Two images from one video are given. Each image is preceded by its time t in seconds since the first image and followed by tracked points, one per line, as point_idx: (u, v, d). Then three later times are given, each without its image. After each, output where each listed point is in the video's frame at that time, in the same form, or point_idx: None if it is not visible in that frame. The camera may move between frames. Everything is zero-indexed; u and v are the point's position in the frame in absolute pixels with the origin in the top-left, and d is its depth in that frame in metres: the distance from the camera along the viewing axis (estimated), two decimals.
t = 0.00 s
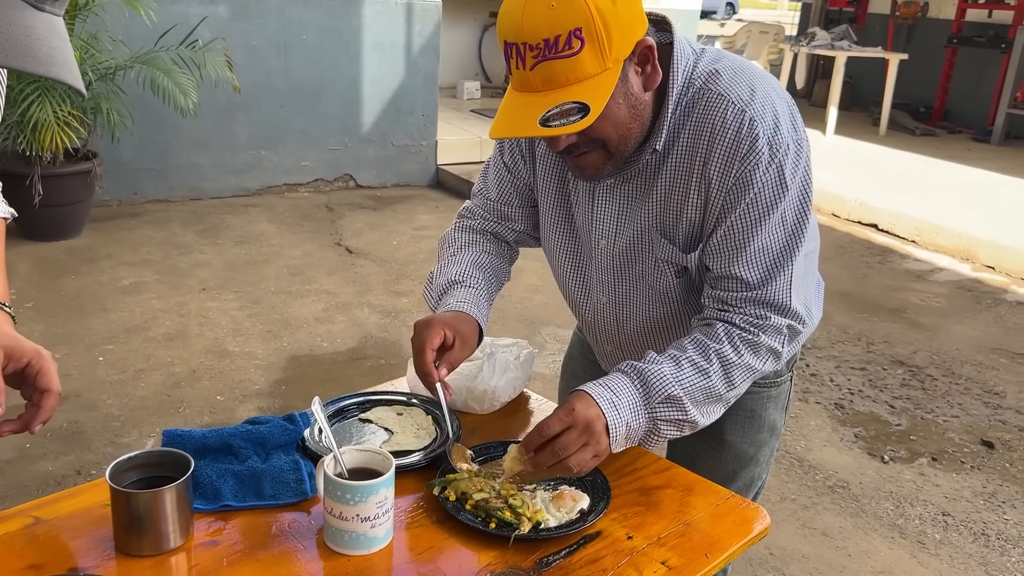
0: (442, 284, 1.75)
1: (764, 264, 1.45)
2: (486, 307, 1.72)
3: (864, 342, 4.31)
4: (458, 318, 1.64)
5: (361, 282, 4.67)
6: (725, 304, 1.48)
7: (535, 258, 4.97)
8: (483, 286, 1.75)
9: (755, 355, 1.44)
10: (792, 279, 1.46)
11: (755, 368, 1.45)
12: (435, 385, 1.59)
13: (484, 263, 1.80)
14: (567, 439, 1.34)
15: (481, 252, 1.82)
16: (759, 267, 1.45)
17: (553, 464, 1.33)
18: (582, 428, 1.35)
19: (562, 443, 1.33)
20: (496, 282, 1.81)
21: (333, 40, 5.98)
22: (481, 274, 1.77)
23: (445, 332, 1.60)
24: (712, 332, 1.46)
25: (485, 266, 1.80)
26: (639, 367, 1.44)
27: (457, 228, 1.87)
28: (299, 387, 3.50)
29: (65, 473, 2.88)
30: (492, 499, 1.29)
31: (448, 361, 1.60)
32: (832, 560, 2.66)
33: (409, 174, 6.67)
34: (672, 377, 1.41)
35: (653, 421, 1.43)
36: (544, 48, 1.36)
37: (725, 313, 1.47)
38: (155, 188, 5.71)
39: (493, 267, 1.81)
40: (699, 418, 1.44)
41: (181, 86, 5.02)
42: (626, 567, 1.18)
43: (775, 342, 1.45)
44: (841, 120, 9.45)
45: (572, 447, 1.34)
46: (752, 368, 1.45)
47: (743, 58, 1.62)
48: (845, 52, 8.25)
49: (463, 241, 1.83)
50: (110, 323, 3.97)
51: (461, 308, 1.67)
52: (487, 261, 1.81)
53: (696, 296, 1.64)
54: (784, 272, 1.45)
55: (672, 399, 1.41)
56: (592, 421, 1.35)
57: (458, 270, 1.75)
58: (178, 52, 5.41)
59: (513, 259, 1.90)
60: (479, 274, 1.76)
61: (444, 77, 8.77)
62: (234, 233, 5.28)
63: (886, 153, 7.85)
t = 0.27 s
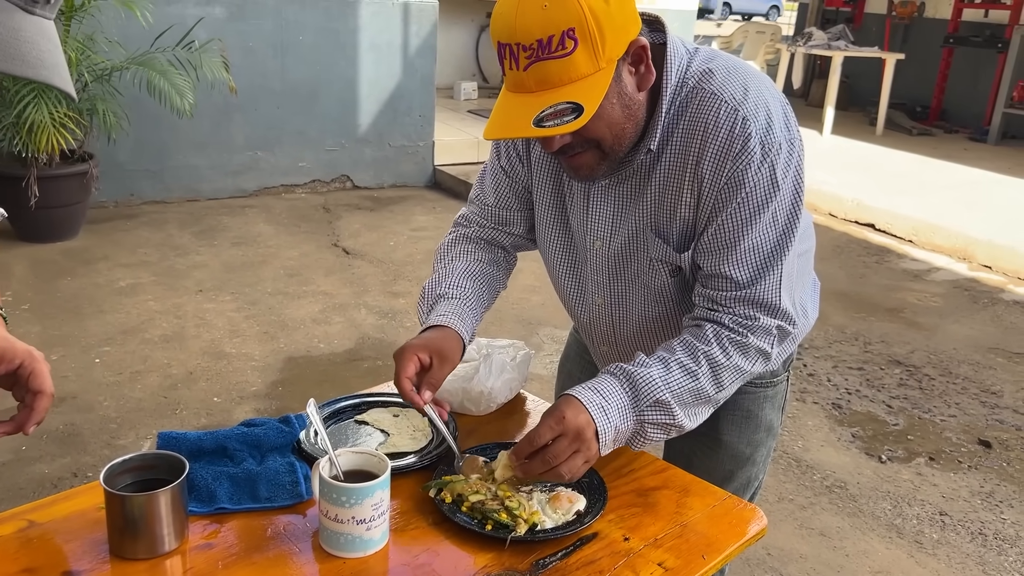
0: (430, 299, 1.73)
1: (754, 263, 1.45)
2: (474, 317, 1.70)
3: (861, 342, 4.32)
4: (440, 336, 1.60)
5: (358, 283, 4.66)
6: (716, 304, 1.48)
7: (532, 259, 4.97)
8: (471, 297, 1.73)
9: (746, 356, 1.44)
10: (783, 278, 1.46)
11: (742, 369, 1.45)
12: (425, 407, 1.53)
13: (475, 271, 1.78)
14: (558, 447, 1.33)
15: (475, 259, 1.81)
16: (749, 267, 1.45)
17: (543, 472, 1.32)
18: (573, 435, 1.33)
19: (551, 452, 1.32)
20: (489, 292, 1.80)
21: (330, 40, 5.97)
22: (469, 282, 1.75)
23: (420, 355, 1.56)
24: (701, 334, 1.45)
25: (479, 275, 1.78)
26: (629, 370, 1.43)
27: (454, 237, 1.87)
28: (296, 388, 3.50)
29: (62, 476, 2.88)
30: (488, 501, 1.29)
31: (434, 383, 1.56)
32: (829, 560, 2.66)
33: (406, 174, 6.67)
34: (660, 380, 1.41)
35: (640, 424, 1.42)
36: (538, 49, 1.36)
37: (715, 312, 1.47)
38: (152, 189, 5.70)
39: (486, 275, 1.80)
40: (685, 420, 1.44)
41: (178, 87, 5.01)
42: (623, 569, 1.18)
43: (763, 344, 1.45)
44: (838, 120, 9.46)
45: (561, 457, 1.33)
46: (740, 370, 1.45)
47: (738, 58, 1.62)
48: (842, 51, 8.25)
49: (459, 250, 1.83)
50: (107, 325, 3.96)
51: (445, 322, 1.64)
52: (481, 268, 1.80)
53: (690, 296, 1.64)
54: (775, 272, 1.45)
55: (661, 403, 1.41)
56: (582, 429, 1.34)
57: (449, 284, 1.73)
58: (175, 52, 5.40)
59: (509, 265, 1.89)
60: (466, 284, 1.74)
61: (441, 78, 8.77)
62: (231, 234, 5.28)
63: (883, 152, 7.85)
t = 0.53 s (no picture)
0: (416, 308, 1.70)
1: (752, 260, 1.44)
2: (460, 325, 1.67)
3: (859, 342, 4.32)
4: (418, 344, 1.56)
5: (355, 283, 4.66)
6: (716, 301, 1.48)
7: (530, 259, 4.97)
8: (459, 303, 1.71)
9: (743, 354, 1.44)
10: (781, 275, 1.46)
11: (747, 366, 1.45)
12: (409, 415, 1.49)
13: (466, 274, 1.77)
14: (563, 446, 1.33)
15: (470, 261, 1.80)
16: (747, 264, 1.45)
17: (541, 462, 1.32)
18: (581, 439, 1.34)
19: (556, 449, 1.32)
20: (483, 297, 1.78)
21: (328, 40, 5.97)
22: (455, 287, 1.73)
23: (394, 367, 1.53)
24: (706, 331, 1.45)
25: (473, 278, 1.77)
26: (638, 373, 1.42)
27: (449, 241, 1.86)
28: (294, 388, 3.50)
29: (59, 476, 2.87)
30: (484, 501, 1.29)
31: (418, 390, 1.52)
32: (827, 559, 2.66)
33: (404, 174, 6.66)
34: (668, 384, 1.41)
35: (637, 425, 1.44)
36: (529, 47, 1.36)
37: (716, 309, 1.47)
38: (149, 189, 5.69)
39: (480, 277, 1.79)
40: (684, 424, 1.46)
41: (175, 87, 5.00)
42: (620, 568, 1.18)
43: (767, 339, 1.45)
44: (836, 119, 9.46)
45: (565, 456, 1.33)
46: (745, 367, 1.45)
47: (730, 55, 1.62)
48: (840, 51, 8.26)
49: (454, 254, 1.82)
50: (104, 325, 3.96)
51: (427, 332, 1.59)
52: (474, 270, 1.79)
53: (687, 294, 1.64)
54: (772, 268, 1.45)
55: (665, 411, 1.42)
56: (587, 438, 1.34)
57: (437, 291, 1.71)
58: (172, 52, 5.40)
59: (508, 266, 1.89)
60: (452, 288, 1.73)
61: (439, 78, 8.77)
62: (229, 234, 5.27)
63: (881, 152, 7.86)
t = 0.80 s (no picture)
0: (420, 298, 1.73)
1: (753, 257, 1.45)
2: (465, 314, 1.70)
3: (857, 341, 4.32)
4: (425, 329, 1.60)
5: (354, 282, 4.66)
6: (717, 299, 1.48)
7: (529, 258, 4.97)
8: (462, 295, 1.73)
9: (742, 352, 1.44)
10: (781, 273, 1.46)
11: (752, 360, 1.45)
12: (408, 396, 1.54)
13: (465, 269, 1.78)
14: (571, 440, 1.33)
15: (467, 255, 1.81)
16: (750, 261, 1.45)
17: (553, 461, 1.33)
18: (588, 430, 1.34)
19: (565, 447, 1.32)
20: (481, 289, 1.79)
21: (326, 40, 5.97)
22: (457, 279, 1.75)
23: (405, 346, 1.56)
24: (709, 326, 1.45)
25: (471, 272, 1.78)
26: (642, 366, 1.42)
27: (446, 233, 1.87)
28: (292, 387, 3.50)
29: (56, 475, 2.87)
30: (481, 498, 1.29)
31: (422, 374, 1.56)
32: (825, 558, 2.66)
33: (402, 173, 6.66)
34: (672, 376, 1.41)
35: (648, 421, 1.43)
36: (528, 44, 1.36)
37: (718, 306, 1.47)
38: (148, 188, 5.69)
39: (479, 272, 1.80)
40: (695, 418, 1.46)
41: (174, 86, 5.00)
42: (616, 566, 1.18)
43: (770, 334, 1.45)
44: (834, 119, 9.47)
45: (574, 449, 1.33)
46: (749, 361, 1.45)
47: (727, 53, 1.62)
48: (839, 50, 8.26)
49: (451, 247, 1.83)
50: (103, 324, 3.95)
51: (434, 319, 1.63)
52: (472, 265, 1.80)
53: (685, 292, 1.64)
54: (773, 266, 1.45)
55: (672, 402, 1.42)
56: (595, 427, 1.34)
57: (438, 281, 1.73)
58: (170, 51, 5.39)
59: (502, 261, 1.89)
60: (455, 280, 1.74)
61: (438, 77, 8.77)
62: (227, 234, 5.27)
63: (879, 151, 7.86)
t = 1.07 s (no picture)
0: (427, 273, 1.75)
1: (757, 257, 1.45)
2: (472, 292, 1.74)
3: (855, 339, 4.33)
4: (445, 299, 1.66)
5: (353, 281, 4.66)
6: (721, 298, 1.48)
7: (528, 257, 4.98)
8: (467, 271, 1.77)
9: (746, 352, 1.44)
10: (785, 273, 1.46)
11: (756, 357, 1.45)
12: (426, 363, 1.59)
13: (469, 252, 1.81)
14: (580, 438, 1.33)
15: (467, 241, 1.82)
16: (754, 261, 1.45)
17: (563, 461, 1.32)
18: (596, 428, 1.34)
19: (575, 445, 1.32)
20: (481, 273, 1.83)
21: (326, 38, 5.97)
22: (463, 259, 1.78)
23: (432, 314, 1.60)
24: (713, 324, 1.46)
25: (473, 256, 1.81)
26: (649, 365, 1.42)
27: (443, 219, 1.87)
28: (291, 386, 3.50)
29: (56, 473, 2.87)
30: (480, 495, 1.29)
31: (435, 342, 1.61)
32: (824, 556, 2.66)
33: (402, 172, 6.66)
34: (678, 374, 1.41)
35: (656, 419, 1.43)
36: (536, 43, 1.36)
37: (722, 305, 1.48)
38: (148, 187, 5.69)
39: (478, 257, 1.82)
40: (702, 413, 1.46)
41: (173, 84, 5.00)
42: (615, 563, 1.18)
43: (774, 332, 1.46)
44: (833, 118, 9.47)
45: (583, 446, 1.33)
46: (753, 358, 1.45)
47: (730, 53, 1.62)
48: (838, 49, 8.27)
49: (449, 230, 1.84)
50: (102, 322, 3.96)
51: (447, 292, 1.68)
52: (473, 250, 1.82)
53: (687, 290, 1.64)
54: (776, 266, 1.46)
55: (678, 399, 1.42)
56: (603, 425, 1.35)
57: (444, 258, 1.76)
58: (170, 50, 5.39)
59: (498, 250, 1.90)
60: (461, 260, 1.78)
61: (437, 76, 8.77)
62: (227, 232, 5.27)
63: (878, 150, 7.87)
